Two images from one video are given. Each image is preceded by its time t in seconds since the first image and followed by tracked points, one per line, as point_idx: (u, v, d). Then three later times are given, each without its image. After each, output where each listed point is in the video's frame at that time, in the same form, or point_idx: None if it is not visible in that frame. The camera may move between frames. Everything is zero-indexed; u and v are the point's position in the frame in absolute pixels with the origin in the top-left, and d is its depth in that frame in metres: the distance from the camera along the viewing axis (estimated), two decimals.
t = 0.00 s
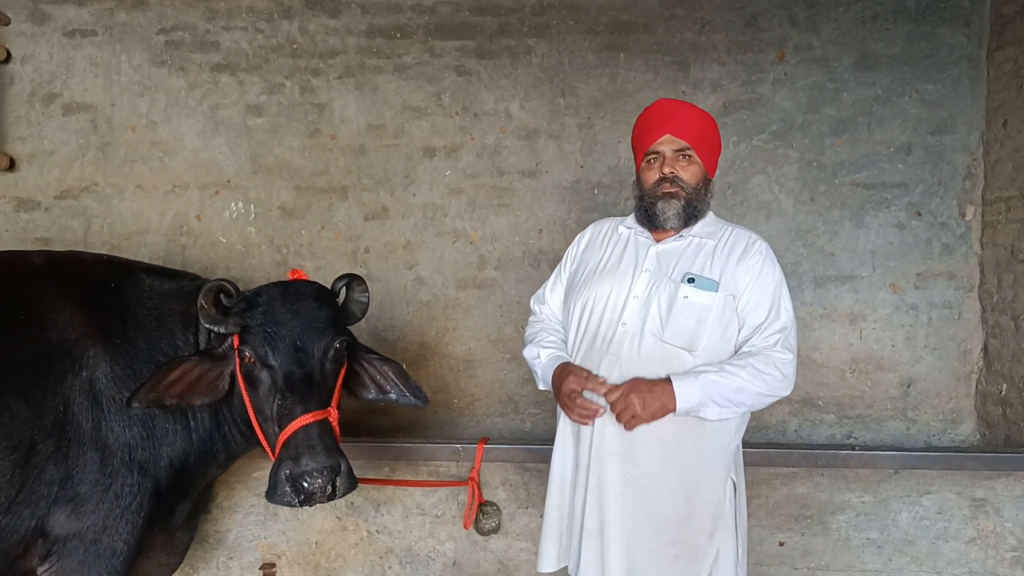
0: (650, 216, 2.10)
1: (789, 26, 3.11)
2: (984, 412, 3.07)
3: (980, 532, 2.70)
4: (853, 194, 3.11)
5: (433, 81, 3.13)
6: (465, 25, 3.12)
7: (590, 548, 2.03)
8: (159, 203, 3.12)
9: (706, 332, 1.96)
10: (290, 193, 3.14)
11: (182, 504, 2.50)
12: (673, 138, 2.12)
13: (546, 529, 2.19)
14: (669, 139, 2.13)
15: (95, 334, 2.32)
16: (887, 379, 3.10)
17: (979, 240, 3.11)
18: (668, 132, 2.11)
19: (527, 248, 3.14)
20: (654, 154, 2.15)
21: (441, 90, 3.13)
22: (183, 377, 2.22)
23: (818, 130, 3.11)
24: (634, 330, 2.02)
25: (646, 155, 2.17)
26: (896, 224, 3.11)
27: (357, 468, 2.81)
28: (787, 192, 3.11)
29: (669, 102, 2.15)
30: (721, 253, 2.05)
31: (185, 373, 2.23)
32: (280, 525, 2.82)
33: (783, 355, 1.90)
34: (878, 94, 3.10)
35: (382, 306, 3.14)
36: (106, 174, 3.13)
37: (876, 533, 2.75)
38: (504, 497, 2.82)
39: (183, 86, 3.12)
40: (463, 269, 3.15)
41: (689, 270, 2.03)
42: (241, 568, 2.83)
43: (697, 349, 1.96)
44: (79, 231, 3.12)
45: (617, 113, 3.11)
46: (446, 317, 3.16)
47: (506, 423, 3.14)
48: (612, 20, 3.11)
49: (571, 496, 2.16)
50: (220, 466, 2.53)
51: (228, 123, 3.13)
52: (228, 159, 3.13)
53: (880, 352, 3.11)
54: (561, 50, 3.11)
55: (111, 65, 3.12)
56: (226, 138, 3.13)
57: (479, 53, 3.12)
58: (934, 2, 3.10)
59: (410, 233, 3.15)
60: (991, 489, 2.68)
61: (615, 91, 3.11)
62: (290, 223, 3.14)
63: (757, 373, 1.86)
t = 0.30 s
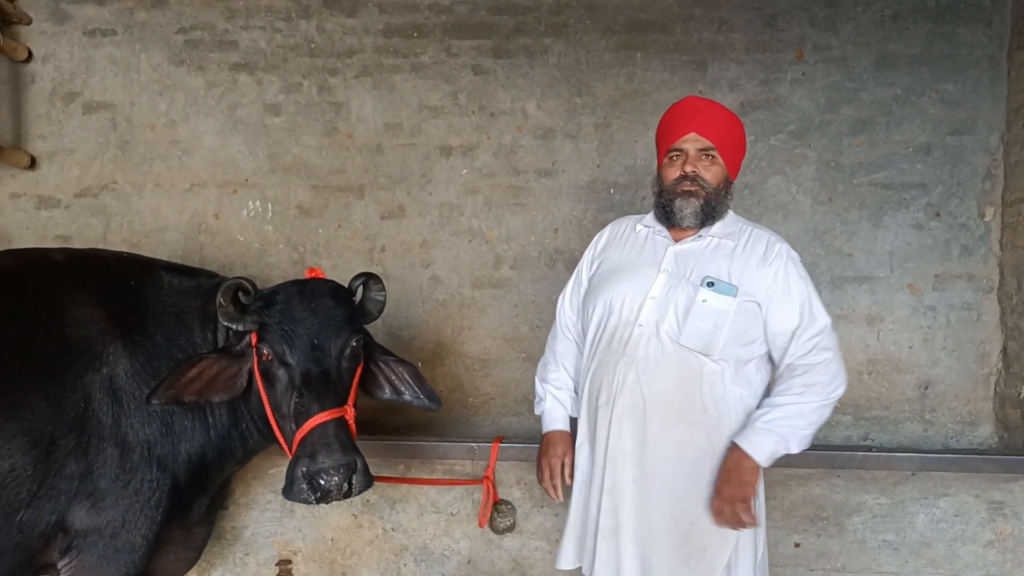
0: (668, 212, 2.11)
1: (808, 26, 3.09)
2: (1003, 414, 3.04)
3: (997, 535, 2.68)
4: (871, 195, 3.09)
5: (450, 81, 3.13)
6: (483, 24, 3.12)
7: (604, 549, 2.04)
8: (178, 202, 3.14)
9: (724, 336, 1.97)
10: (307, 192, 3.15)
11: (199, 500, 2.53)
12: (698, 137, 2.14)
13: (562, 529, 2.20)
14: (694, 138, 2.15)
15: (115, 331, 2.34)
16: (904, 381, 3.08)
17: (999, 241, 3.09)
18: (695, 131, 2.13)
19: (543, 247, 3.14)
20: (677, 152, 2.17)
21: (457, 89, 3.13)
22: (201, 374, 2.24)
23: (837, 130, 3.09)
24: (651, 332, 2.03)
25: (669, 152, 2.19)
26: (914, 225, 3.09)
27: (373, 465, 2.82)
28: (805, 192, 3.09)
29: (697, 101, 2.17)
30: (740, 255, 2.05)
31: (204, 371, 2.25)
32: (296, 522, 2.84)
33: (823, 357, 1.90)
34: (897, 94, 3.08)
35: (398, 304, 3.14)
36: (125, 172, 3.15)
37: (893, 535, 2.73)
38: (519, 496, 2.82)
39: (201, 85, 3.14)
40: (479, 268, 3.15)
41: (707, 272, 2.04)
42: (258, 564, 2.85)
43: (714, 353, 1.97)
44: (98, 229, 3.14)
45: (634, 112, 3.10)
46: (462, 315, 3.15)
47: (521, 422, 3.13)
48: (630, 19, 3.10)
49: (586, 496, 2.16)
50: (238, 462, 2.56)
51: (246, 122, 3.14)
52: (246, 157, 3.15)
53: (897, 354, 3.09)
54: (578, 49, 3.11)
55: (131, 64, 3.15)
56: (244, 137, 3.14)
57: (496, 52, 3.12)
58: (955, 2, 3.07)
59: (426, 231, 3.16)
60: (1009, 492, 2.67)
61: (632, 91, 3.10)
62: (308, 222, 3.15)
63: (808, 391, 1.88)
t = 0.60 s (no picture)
0: (691, 212, 2.12)
1: (830, 22, 3.07)
2: None
3: None
4: (894, 191, 3.07)
5: (470, 78, 3.13)
6: (503, 21, 3.12)
7: (632, 548, 2.04)
8: (200, 198, 3.17)
9: (750, 332, 2.00)
10: (328, 189, 3.16)
11: (222, 493, 2.55)
12: (721, 134, 2.15)
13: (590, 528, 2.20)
14: (716, 135, 2.15)
15: (140, 326, 2.36)
16: (928, 379, 3.04)
17: None
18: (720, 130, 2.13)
19: (563, 244, 3.13)
20: (700, 149, 2.18)
21: (477, 86, 3.13)
22: (225, 369, 2.26)
23: (859, 126, 3.07)
24: (676, 329, 2.04)
25: (692, 149, 2.20)
26: (938, 222, 3.06)
27: (394, 460, 2.85)
28: (827, 189, 3.07)
29: (719, 97, 2.18)
30: (764, 250, 2.06)
31: (228, 365, 2.26)
32: (318, 516, 2.85)
33: (869, 339, 1.91)
34: (920, 89, 3.06)
35: (418, 301, 3.15)
36: (149, 169, 3.18)
37: (917, 534, 2.71)
38: (540, 492, 2.83)
39: (224, 82, 3.16)
40: (498, 265, 3.15)
41: (732, 270, 2.06)
42: (280, 559, 2.86)
43: (741, 349, 2.00)
44: (122, 225, 3.17)
45: (655, 108, 3.09)
46: (482, 312, 3.15)
47: (541, 419, 3.12)
48: (650, 15, 3.10)
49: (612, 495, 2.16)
50: (260, 456, 2.59)
51: (268, 120, 3.16)
52: (267, 154, 3.16)
53: (921, 352, 3.06)
54: (599, 46, 3.11)
55: (154, 62, 3.17)
56: (265, 134, 3.16)
57: (516, 49, 3.12)
58: None
59: (446, 228, 3.16)
60: None
61: (653, 87, 3.09)
62: (328, 219, 3.16)
63: (858, 373, 1.91)
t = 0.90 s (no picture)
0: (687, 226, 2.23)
1: (860, 17, 3.05)
2: None
3: None
4: (925, 188, 3.04)
5: (497, 75, 3.14)
6: (530, 18, 3.13)
7: (661, 548, 2.10)
8: (230, 196, 3.20)
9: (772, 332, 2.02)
10: (355, 187, 3.18)
11: (251, 488, 2.58)
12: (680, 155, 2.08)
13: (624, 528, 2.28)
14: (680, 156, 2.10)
15: (173, 321, 2.38)
16: (959, 378, 3.01)
17: None
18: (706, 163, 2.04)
19: (589, 241, 3.13)
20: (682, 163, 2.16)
21: (504, 83, 3.14)
22: (256, 363, 2.28)
23: (889, 122, 3.04)
24: (696, 332, 2.09)
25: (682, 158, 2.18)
26: (970, 219, 3.03)
27: (421, 456, 2.86)
28: (857, 185, 3.05)
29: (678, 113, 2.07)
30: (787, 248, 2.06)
31: (258, 360, 2.28)
32: (346, 511, 2.87)
33: (894, 345, 1.89)
34: (952, 85, 3.02)
35: (444, 298, 3.16)
36: (179, 167, 3.21)
37: (949, 533, 2.69)
38: (567, 489, 2.83)
39: (253, 81, 3.19)
40: (525, 262, 3.15)
41: (754, 270, 2.07)
42: (309, 553, 2.88)
43: (763, 350, 2.02)
44: (153, 223, 3.21)
45: (683, 105, 3.09)
46: (508, 309, 3.15)
47: (567, 416, 3.12)
48: (678, 11, 3.09)
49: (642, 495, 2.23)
50: (288, 451, 2.62)
51: (296, 118, 3.19)
52: (296, 152, 3.19)
53: (952, 350, 3.02)
54: (626, 42, 3.10)
55: (184, 62, 3.20)
56: (294, 132, 3.19)
57: (543, 46, 3.12)
58: None
59: (472, 225, 3.16)
60: None
61: (681, 83, 3.09)
62: (356, 216, 3.18)
63: (884, 377, 1.90)
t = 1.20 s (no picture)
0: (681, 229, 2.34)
1: (890, 10, 3.02)
2: None
3: None
4: (957, 182, 3.00)
5: (524, 71, 3.14)
6: (557, 15, 3.13)
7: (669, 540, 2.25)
8: (258, 193, 3.22)
9: (732, 326, 2.07)
10: (383, 183, 3.19)
11: (284, 481, 2.60)
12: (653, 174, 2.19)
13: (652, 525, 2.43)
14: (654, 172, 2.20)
15: (207, 315, 2.40)
16: (993, 375, 2.97)
17: None
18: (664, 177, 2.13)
19: (617, 237, 3.12)
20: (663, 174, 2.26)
21: (531, 79, 3.14)
22: (288, 355, 2.29)
23: (921, 116, 3.01)
24: (677, 332, 2.25)
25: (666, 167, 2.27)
26: (1004, 214, 2.98)
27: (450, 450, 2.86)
28: (888, 180, 3.02)
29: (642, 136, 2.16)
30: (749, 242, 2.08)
31: (290, 352, 2.30)
32: (375, 505, 2.87)
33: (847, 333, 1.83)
34: (985, 78, 2.98)
35: (472, 294, 3.16)
36: (209, 165, 3.24)
37: (986, 531, 2.66)
38: (597, 485, 2.82)
39: (281, 79, 3.21)
40: (552, 258, 3.15)
41: (719, 266, 2.14)
42: (339, 547, 2.88)
43: (726, 343, 2.08)
44: (183, 220, 3.24)
45: (711, 100, 3.08)
46: (535, 305, 3.15)
47: (595, 413, 3.11)
48: (706, 6, 3.08)
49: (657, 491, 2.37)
50: (320, 445, 2.63)
51: (324, 115, 3.20)
52: (324, 149, 3.21)
53: (986, 346, 2.98)
54: (653, 38, 3.09)
55: (214, 60, 3.23)
56: (322, 130, 3.21)
57: (570, 42, 3.12)
58: None
59: (499, 221, 3.16)
60: None
61: (709, 78, 3.08)
62: (383, 213, 3.19)
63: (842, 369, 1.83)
